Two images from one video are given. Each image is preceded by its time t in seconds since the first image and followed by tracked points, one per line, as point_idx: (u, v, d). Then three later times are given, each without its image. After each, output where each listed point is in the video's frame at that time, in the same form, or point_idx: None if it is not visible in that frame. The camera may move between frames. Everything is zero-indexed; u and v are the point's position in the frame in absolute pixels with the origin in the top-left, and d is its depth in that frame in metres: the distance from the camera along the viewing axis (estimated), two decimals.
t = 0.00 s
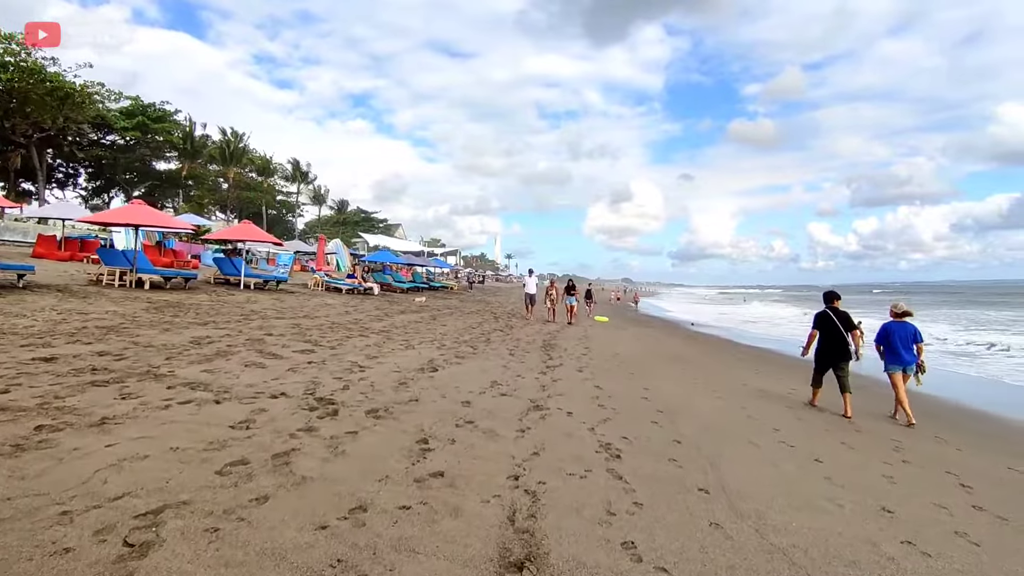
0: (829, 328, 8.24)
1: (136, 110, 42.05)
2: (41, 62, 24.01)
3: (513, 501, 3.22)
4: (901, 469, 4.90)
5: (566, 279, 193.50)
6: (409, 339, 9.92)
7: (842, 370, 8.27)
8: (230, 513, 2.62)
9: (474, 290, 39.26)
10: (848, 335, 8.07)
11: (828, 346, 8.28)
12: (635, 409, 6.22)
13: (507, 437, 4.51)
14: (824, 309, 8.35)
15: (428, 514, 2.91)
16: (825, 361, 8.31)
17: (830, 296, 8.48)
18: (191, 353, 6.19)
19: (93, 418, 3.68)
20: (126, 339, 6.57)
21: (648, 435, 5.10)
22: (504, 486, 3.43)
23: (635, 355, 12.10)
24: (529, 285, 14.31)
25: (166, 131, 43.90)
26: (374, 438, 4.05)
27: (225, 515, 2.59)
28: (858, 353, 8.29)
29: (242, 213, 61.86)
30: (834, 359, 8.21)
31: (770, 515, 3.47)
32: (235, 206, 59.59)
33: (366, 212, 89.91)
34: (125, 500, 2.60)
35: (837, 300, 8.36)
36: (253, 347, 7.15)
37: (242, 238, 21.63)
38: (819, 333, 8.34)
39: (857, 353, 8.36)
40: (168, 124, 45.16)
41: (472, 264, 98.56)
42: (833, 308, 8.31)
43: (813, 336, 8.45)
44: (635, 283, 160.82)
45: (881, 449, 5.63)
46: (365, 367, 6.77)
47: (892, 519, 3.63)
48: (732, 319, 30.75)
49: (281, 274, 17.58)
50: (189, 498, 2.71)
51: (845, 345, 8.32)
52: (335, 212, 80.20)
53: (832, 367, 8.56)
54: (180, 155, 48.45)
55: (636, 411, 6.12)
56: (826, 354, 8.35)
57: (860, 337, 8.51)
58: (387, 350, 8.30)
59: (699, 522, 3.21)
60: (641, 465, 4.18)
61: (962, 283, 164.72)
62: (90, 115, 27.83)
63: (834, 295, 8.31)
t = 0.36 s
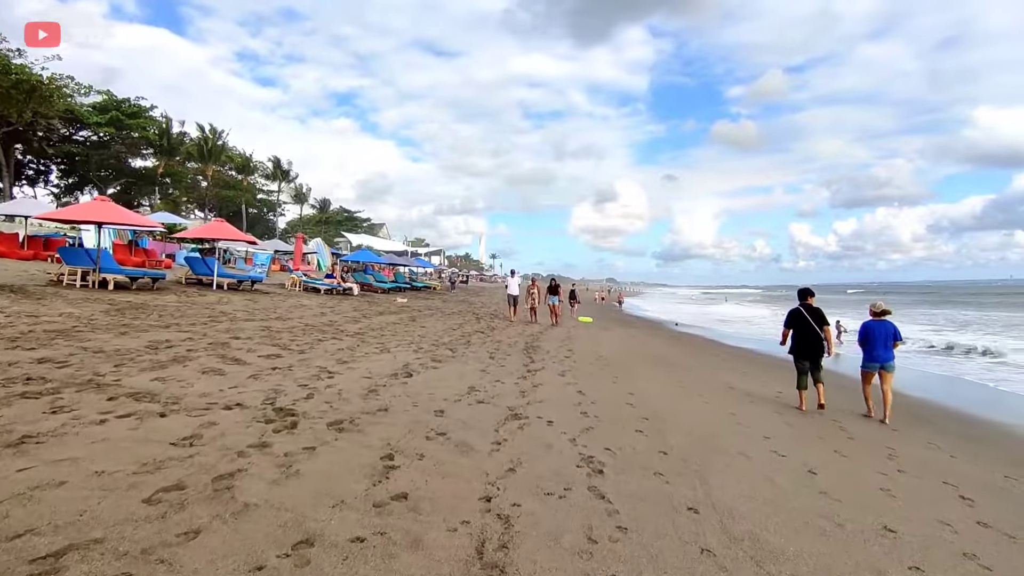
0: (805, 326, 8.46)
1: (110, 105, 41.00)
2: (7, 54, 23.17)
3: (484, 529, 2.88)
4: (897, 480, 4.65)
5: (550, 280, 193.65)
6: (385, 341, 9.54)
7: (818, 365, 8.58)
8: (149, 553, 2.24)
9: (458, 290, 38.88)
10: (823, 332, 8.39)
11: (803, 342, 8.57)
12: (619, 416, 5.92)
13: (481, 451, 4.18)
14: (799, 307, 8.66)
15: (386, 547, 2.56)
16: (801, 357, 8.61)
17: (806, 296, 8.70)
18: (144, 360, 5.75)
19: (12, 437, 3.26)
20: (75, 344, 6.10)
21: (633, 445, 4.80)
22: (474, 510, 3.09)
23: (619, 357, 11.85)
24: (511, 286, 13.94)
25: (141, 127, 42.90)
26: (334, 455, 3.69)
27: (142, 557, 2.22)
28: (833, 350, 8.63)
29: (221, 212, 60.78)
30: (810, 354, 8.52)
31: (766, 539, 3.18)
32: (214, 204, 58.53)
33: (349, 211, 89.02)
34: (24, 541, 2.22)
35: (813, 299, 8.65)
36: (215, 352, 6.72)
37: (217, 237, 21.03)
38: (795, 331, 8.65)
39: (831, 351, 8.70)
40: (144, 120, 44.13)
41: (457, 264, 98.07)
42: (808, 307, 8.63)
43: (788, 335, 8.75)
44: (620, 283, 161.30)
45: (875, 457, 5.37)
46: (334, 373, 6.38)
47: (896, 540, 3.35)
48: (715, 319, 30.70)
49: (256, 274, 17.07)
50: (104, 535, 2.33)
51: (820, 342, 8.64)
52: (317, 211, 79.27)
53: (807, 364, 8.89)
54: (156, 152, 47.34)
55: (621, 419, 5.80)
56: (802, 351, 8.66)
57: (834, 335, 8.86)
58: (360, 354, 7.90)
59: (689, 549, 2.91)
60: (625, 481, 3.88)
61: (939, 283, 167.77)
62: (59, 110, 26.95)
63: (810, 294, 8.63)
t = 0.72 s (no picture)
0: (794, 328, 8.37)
1: (85, 99, 40.00)
2: None
3: (461, 561, 2.52)
4: (907, 492, 4.37)
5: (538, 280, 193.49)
6: (365, 343, 9.12)
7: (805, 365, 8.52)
8: None
9: (444, 290, 38.41)
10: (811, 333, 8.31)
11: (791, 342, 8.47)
12: (610, 423, 5.58)
13: (461, 465, 3.81)
14: (789, 308, 8.55)
15: None
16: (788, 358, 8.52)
17: (795, 296, 8.56)
18: (97, 364, 5.30)
19: None
20: (23, 347, 5.63)
21: (626, 456, 4.47)
22: (451, 538, 2.73)
23: (608, 358, 11.53)
24: (497, 285, 13.57)
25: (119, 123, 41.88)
26: (296, 473, 3.30)
27: None
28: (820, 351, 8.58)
29: (203, 210, 59.71)
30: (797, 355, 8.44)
31: (777, 565, 2.86)
32: (196, 202, 57.47)
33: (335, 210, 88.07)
34: None
35: (802, 301, 8.55)
36: (179, 355, 6.27)
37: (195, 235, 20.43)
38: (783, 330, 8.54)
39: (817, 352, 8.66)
40: (122, 115, 43.10)
41: (444, 264, 97.48)
42: (797, 308, 8.53)
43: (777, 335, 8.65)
44: (607, 283, 161.49)
45: (878, 465, 5.08)
46: (306, 378, 5.97)
47: (916, 566, 3.05)
48: (703, 319, 30.52)
49: (234, 273, 16.53)
50: None
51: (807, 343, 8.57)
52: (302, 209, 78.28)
53: (793, 365, 8.82)
54: (135, 149, 46.28)
55: (611, 426, 5.47)
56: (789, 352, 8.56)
57: (822, 337, 8.78)
58: (337, 358, 7.49)
59: None
60: (619, 498, 3.54)
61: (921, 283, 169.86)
62: (31, 104, 26.09)
63: (799, 294, 8.52)
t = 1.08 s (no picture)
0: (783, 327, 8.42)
1: (67, 95, 39.26)
2: None
3: None
4: (922, 506, 4.05)
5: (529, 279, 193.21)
6: (347, 345, 8.74)
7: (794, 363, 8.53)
8: None
9: (435, 290, 37.95)
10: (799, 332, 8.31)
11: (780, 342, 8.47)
12: (602, 431, 5.25)
13: (439, 480, 3.47)
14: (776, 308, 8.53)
15: None
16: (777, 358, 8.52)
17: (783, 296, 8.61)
18: (50, 369, 4.91)
19: None
20: None
21: (619, 468, 4.14)
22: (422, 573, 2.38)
23: (600, 359, 11.22)
24: (486, 284, 13.19)
25: (102, 119, 41.05)
26: (251, 493, 2.95)
27: None
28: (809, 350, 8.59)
29: (190, 208, 58.92)
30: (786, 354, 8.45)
31: None
32: (183, 201, 56.67)
33: (325, 209, 87.32)
34: None
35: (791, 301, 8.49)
36: (142, 359, 5.87)
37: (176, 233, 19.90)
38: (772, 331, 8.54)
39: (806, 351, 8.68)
40: (106, 112, 42.30)
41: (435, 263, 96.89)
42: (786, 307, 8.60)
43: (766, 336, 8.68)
44: (598, 283, 161.38)
45: (885, 474, 4.78)
46: (279, 382, 5.60)
47: None
48: (696, 319, 30.24)
49: (216, 272, 16.07)
50: None
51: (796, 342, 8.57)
52: (292, 208, 77.51)
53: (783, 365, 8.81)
54: (119, 146, 45.48)
55: (603, 434, 5.14)
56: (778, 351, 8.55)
57: (810, 337, 8.83)
58: (315, 360, 7.11)
59: None
60: (612, 519, 3.20)
61: (909, 283, 171.21)
62: (10, 99, 25.42)
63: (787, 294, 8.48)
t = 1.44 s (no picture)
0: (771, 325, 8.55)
1: (54, 91, 38.75)
2: None
3: None
4: (941, 527, 3.70)
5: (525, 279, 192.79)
6: (328, 348, 8.33)
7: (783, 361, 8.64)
8: None
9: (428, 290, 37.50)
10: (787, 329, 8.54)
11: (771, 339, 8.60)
12: (593, 441, 4.88)
13: (408, 504, 3.09)
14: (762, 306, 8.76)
15: None
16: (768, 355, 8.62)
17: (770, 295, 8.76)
18: None
19: None
20: None
21: (610, 486, 3.77)
22: None
23: (593, 361, 10.86)
24: (477, 283, 12.80)
25: (89, 117, 40.35)
26: (184, 524, 2.56)
27: None
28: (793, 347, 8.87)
29: (182, 207, 58.27)
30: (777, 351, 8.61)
31: None
32: (174, 200, 56.01)
33: (318, 209, 86.67)
34: None
35: (775, 299, 8.75)
36: (99, 364, 5.46)
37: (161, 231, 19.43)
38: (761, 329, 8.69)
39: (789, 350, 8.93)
40: (94, 109, 41.63)
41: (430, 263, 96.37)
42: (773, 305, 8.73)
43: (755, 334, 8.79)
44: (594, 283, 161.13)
45: (898, 488, 4.43)
46: (245, 389, 5.20)
47: None
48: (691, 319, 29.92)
49: (199, 272, 15.62)
50: None
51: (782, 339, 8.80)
52: (285, 207, 76.89)
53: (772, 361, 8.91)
54: (108, 145, 44.86)
55: (593, 445, 4.78)
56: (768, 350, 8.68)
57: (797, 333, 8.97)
58: (291, 364, 6.71)
59: None
60: (600, 548, 2.84)
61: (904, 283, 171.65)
62: None
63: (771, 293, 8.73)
